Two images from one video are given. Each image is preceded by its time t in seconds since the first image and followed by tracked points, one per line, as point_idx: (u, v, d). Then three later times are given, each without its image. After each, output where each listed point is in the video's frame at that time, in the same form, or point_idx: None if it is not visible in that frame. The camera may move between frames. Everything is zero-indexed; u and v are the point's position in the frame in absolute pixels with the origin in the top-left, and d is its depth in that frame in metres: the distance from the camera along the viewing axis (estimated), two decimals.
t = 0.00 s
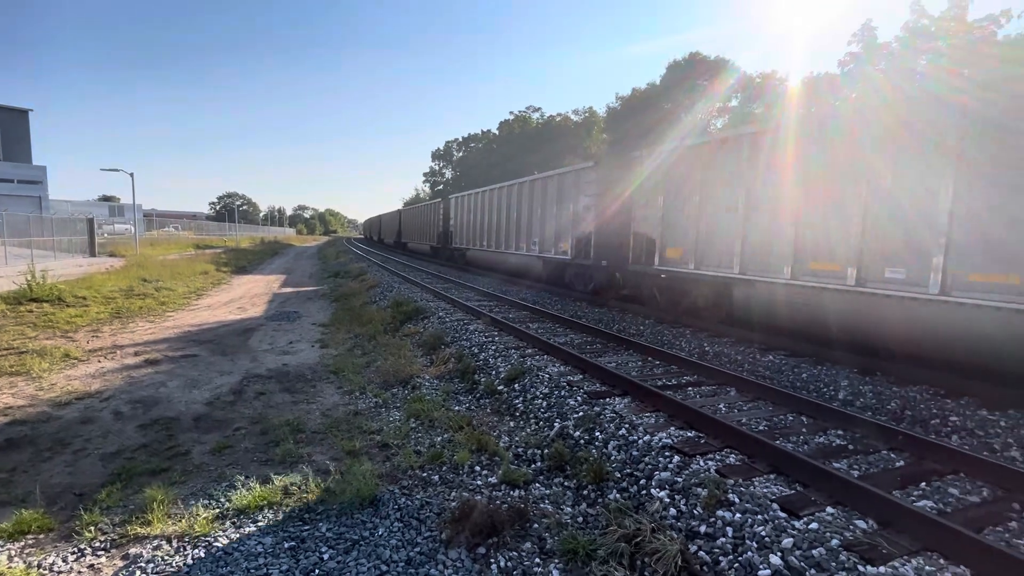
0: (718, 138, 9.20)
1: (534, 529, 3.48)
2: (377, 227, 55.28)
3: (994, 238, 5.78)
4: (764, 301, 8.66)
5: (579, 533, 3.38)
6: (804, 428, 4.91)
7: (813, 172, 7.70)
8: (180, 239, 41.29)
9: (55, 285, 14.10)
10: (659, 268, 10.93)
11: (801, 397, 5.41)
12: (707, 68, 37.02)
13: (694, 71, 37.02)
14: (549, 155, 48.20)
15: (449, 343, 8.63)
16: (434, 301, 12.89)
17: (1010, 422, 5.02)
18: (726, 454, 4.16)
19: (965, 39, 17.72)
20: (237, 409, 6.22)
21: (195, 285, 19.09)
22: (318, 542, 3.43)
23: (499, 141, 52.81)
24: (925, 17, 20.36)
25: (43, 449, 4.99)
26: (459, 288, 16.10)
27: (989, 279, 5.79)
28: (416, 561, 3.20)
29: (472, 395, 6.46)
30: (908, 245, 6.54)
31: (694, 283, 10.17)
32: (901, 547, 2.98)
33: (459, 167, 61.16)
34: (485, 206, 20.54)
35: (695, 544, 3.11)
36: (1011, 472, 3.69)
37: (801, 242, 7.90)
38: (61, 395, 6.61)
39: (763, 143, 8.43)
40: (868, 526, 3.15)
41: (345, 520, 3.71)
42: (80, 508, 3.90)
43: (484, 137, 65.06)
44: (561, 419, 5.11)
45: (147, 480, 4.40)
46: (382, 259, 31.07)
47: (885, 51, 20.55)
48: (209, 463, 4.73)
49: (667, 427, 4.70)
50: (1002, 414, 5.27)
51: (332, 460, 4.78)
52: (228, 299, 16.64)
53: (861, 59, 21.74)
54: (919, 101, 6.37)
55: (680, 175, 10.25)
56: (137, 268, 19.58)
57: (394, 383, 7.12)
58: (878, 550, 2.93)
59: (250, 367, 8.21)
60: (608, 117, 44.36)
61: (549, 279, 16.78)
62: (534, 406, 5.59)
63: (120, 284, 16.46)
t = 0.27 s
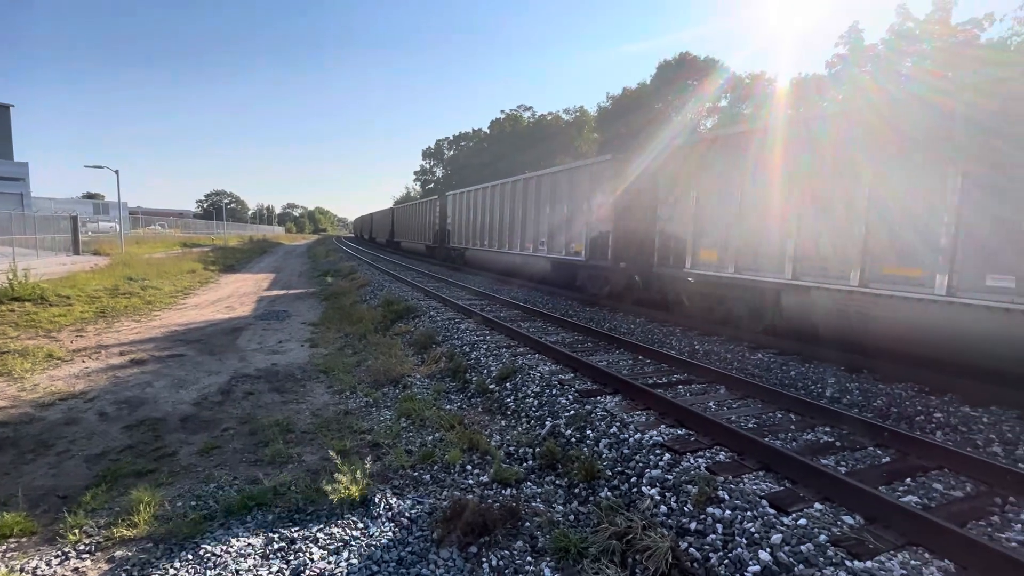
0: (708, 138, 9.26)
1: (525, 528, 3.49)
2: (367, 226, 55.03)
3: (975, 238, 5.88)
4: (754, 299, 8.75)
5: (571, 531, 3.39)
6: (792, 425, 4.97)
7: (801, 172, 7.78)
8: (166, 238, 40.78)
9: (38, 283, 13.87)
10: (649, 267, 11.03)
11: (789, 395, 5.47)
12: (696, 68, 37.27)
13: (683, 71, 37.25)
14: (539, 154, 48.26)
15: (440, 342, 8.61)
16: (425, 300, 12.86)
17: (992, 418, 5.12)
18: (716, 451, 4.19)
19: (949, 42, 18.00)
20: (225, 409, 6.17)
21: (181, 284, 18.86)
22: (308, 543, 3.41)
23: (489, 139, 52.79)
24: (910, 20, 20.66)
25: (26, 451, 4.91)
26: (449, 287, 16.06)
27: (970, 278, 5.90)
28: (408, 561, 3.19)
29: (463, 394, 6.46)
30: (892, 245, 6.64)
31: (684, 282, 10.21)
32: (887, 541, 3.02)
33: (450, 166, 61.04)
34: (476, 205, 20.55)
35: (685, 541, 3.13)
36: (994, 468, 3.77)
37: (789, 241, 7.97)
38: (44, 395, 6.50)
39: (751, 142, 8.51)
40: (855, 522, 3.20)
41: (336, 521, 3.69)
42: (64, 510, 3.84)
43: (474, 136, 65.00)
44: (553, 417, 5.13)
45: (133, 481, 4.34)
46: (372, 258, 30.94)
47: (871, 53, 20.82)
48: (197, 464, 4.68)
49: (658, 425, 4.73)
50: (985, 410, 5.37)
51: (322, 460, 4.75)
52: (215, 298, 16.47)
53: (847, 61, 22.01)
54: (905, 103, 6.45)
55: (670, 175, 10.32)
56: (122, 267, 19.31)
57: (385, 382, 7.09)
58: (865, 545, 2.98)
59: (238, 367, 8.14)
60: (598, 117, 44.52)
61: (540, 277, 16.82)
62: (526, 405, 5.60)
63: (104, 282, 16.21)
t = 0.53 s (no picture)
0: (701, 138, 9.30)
1: (519, 527, 3.49)
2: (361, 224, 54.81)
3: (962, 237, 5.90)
4: (746, 298, 8.80)
5: (565, 530, 3.40)
6: (784, 423, 5.01)
7: (793, 173, 7.81)
8: (157, 236, 40.40)
9: (25, 282, 13.71)
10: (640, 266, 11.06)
11: (781, 393, 5.51)
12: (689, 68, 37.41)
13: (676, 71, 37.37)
14: (532, 153, 48.27)
15: (434, 341, 8.60)
16: (419, 299, 12.83)
17: (980, 415, 5.19)
18: (709, 449, 4.22)
19: (940, 44, 18.17)
20: (217, 409, 6.12)
21: (172, 283, 18.70)
22: (302, 543, 3.40)
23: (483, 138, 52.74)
24: (900, 22, 20.84)
25: (14, 452, 4.85)
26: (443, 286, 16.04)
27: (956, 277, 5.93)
28: (402, 561, 3.19)
29: (457, 393, 6.45)
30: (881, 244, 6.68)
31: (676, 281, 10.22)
32: (877, 538, 3.05)
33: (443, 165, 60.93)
34: (470, 204, 20.52)
35: (679, 539, 3.15)
36: (982, 465, 3.81)
37: (781, 241, 8.01)
38: (32, 395, 6.42)
39: (744, 143, 8.58)
40: (846, 519, 3.23)
41: (329, 521, 3.67)
42: (53, 512, 3.80)
43: (467, 134, 64.91)
44: (547, 416, 5.14)
45: (123, 482, 4.30)
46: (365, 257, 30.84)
47: (862, 54, 20.98)
48: (188, 464, 4.64)
49: (651, 423, 4.75)
50: (973, 408, 5.43)
51: (315, 460, 4.73)
52: (206, 297, 16.34)
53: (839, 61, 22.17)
54: (894, 104, 6.50)
55: (663, 174, 10.37)
56: (112, 265, 19.12)
57: (378, 381, 7.07)
58: (856, 541, 3.01)
59: (231, 366, 8.09)
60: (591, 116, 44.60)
61: (534, 276, 16.84)
62: (520, 404, 5.61)
63: (94, 281, 16.04)
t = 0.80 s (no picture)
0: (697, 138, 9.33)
1: (515, 526, 3.49)
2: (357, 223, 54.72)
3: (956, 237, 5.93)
4: (743, 297, 8.83)
5: (561, 529, 3.40)
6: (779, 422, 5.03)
7: (789, 173, 7.85)
8: (151, 235, 40.16)
9: (17, 282, 13.60)
10: (636, 265, 11.10)
11: (776, 392, 5.53)
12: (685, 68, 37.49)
13: (672, 71, 37.46)
14: (528, 153, 48.27)
15: (430, 341, 8.60)
16: (415, 298, 12.82)
17: (972, 414, 5.22)
18: (704, 447, 4.23)
19: (934, 45, 18.28)
20: (211, 409, 6.10)
21: (166, 282, 18.61)
22: (297, 543, 3.39)
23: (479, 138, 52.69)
24: (895, 22, 20.95)
25: (5, 453, 4.81)
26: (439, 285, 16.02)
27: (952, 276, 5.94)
28: (397, 561, 3.18)
29: (453, 392, 6.45)
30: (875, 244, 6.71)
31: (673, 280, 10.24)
32: (871, 535, 3.07)
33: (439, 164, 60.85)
34: (466, 203, 20.50)
35: (674, 537, 3.16)
36: (974, 463, 3.84)
37: (777, 240, 8.04)
38: (24, 396, 6.38)
39: (742, 143, 8.63)
40: (840, 517, 3.25)
41: (325, 521, 3.67)
42: (45, 513, 3.78)
43: (463, 133, 64.83)
44: (543, 415, 5.14)
45: (117, 483, 4.28)
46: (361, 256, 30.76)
47: (857, 55, 21.08)
48: (182, 465, 4.62)
49: (647, 422, 4.76)
50: (966, 406, 5.47)
51: (310, 460, 4.72)
52: (201, 296, 16.27)
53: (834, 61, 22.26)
54: (889, 104, 6.51)
55: (659, 174, 10.40)
56: (105, 265, 18.99)
57: (374, 381, 7.06)
58: (850, 539, 3.02)
59: (226, 365, 8.06)
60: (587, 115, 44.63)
61: (530, 276, 16.84)
62: (516, 403, 5.61)
63: (87, 280, 15.94)
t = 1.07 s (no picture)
0: (695, 138, 9.37)
1: (512, 526, 3.49)
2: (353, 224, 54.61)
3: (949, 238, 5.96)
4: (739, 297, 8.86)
5: (557, 529, 3.40)
6: (775, 421, 5.05)
7: (786, 172, 7.93)
8: (146, 235, 39.99)
9: (11, 282, 13.52)
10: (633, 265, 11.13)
11: (772, 392, 5.55)
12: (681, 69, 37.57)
13: (668, 71, 37.53)
14: (525, 153, 48.28)
15: (427, 341, 8.59)
16: (412, 299, 12.81)
17: (967, 413, 5.25)
18: (701, 447, 4.24)
19: (928, 46, 18.37)
20: (207, 410, 6.07)
21: (162, 283, 18.55)
22: (293, 544, 3.38)
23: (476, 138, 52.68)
24: (890, 24, 21.05)
25: None
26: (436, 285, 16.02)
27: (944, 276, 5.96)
28: (394, 561, 3.18)
29: (450, 393, 6.44)
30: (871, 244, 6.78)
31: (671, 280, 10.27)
32: (866, 534, 3.08)
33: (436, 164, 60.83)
34: (463, 203, 20.49)
35: (671, 537, 3.16)
36: (969, 462, 3.87)
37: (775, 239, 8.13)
38: (18, 397, 6.34)
39: (737, 144, 8.67)
40: (835, 516, 3.25)
41: (321, 521, 3.66)
42: (39, 515, 3.76)
43: (460, 134, 64.83)
44: (540, 415, 5.14)
45: (112, 484, 4.26)
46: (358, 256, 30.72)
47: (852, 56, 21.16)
48: (177, 466, 4.60)
49: (643, 422, 4.77)
50: (961, 405, 5.50)
51: (306, 461, 4.71)
52: (197, 297, 16.21)
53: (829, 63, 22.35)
54: (884, 106, 6.51)
55: (655, 175, 10.42)
56: (100, 265, 18.90)
57: (371, 381, 7.05)
58: (845, 538, 3.03)
59: (221, 366, 8.04)
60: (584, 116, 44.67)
61: (527, 276, 16.84)
62: (513, 403, 5.61)
63: (81, 281, 15.86)
